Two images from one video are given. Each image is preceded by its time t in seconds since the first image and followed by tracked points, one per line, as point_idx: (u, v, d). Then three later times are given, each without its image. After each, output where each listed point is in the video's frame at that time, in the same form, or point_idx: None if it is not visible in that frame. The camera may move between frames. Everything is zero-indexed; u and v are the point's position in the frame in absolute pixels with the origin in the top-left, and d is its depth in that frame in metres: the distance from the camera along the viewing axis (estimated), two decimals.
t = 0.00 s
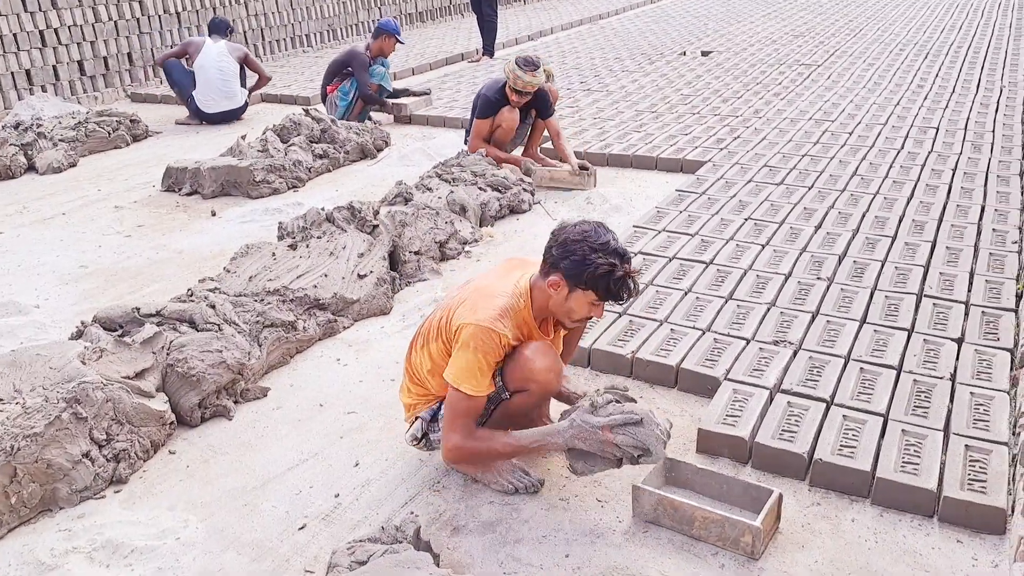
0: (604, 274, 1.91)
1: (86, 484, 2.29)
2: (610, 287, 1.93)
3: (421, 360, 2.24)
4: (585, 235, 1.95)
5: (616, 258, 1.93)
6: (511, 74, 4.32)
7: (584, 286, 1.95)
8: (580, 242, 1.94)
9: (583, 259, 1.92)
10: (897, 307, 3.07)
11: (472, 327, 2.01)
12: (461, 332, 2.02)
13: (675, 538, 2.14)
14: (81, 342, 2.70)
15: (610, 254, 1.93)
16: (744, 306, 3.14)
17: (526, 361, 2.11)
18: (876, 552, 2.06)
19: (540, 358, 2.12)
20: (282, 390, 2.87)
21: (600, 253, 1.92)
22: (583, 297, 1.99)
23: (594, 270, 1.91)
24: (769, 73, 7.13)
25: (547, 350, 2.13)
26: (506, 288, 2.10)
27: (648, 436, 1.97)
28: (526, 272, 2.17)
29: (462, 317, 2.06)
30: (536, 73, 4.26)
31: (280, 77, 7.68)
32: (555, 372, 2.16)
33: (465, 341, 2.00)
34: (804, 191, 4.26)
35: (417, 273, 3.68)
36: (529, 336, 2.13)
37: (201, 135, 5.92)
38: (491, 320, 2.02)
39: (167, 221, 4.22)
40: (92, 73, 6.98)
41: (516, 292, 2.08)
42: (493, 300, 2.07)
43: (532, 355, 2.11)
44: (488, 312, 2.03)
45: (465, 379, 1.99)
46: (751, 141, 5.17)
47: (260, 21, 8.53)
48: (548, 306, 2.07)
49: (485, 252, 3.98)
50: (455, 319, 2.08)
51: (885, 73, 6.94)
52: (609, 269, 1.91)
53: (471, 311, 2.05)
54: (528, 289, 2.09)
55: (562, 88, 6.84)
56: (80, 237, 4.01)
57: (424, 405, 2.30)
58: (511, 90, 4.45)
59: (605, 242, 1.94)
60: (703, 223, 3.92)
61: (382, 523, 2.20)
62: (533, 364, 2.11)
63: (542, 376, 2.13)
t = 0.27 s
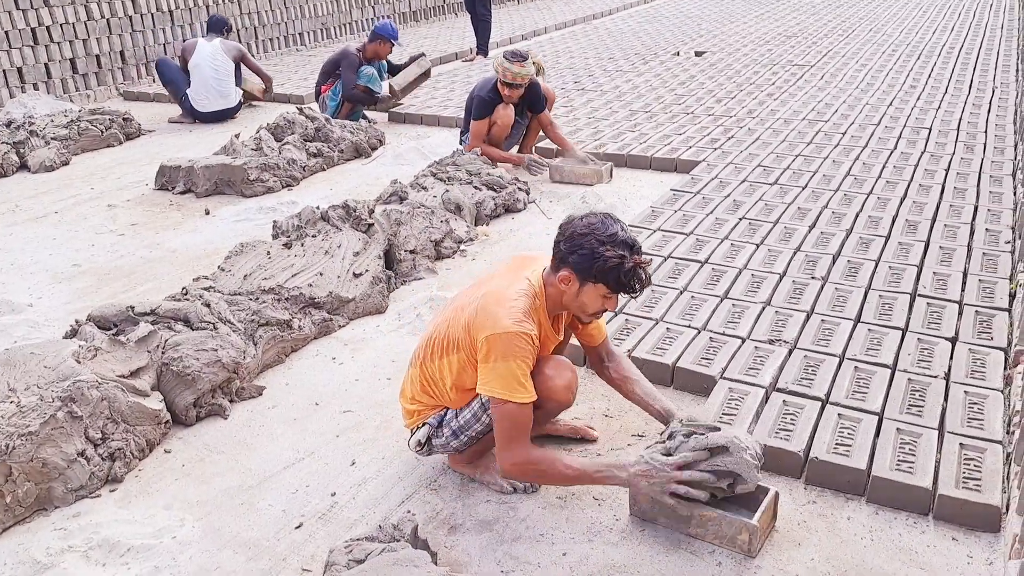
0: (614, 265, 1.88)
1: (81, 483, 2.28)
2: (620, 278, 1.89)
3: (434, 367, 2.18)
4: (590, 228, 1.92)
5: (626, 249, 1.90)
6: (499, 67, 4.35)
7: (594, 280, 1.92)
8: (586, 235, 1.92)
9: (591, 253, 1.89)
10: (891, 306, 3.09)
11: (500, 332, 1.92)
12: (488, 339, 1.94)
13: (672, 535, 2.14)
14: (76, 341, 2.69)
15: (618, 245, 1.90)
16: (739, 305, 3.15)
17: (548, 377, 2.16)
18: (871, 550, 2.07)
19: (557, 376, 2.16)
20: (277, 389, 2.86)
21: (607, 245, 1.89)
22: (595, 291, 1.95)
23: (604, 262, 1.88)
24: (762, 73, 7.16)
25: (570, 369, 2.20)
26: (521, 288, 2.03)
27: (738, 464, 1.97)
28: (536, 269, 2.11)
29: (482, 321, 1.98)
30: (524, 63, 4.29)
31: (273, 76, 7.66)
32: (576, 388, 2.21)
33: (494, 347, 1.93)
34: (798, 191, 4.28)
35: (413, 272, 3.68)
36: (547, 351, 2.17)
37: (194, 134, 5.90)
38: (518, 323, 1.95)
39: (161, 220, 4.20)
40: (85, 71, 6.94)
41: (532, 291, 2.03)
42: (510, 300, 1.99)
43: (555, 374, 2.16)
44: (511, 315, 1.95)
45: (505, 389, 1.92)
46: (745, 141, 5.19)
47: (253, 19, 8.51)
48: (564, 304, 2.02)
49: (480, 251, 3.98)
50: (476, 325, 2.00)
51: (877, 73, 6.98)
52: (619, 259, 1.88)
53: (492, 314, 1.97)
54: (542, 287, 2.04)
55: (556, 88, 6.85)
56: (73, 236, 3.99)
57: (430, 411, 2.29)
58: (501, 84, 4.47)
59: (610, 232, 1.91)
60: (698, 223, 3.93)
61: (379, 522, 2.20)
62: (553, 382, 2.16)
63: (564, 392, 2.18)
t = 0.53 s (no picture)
0: (622, 273, 1.82)
1: (78, 479, 2.27)
2: (632, 288, 1.83)
3: (449, 363, 2.18)
4: (601, 237, 1.87)
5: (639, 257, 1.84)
6: (498, 60, 4.35)
7: (606, 288, 1.87)
8: (594, 245, 1.86)
9: (600, 263, 1.84)
10: (886, 303, 3.11)
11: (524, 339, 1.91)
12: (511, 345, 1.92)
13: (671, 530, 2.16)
14: (71, 336, 2.67)
15: (628, 253, 1.83)
16: (736, 302, 3.17)
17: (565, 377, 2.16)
18: (868, 544, 2.09)
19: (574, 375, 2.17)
20: (274, 385, 2.86)
21: (617, 253, 1.83)
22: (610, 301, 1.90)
23: (613, 272, 1.83)
24: (756, 73, 7.19)
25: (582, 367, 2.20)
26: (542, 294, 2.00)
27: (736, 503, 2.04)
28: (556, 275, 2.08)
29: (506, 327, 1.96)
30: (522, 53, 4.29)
31: (267, 73, 7.64)
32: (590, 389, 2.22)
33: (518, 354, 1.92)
34: (793, 189, 4.30)
35: (409, 269, 3.68)
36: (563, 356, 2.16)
37: (188, 130, 5.87)
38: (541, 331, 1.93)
39: (155, 217, 4.19)
40: (77, 67, 6.91)
41: (551, 298, 2.00)
42: (532, 306, 1.97)
43: (573, 372, 2.16)
44: (532, 321, 1.93)
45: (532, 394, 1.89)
46: (739, 139, 5.21)
47: (247, 16, 8.48)
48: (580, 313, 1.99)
49: (477, 248, 3.98)
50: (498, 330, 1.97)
51: (870, 73, 7.01)
52: (626, 268, 1.82)
53: (514, 321, 1.95)
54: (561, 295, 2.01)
55: (551, 86, 6.86)
56: (67, 232, 3.97)
57: (437, 401, 2.29)
58: (500, 76, 4.47)
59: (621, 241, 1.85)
60: (694, 220, 3.94)
61: (378, 517, 2.20)
62: (570, 380, 2.17)
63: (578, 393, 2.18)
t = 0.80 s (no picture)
0: (660, 314, 1.87)
1: (65, 478, 2.26)
2: (660, 330, 1.89)
3: (445, 355, 2.16)
4: (648, 269, 1.88)
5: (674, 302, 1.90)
6: (475, 51, 4.43)
7: (636, 321, 1.91)
8: (643, 277, 1.87)
9: (642, 295, 1.86)
10: (877, 295, 3.11)
11: (528, 331, 1.92)
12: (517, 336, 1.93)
13: (662, 524, 2.16)
14: (59, 334, 2.65)
15: (668, 296, 1.88)
16: (727, 294, 3.16)
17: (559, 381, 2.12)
18: (858, 537, 2.09)
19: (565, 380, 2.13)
20: (264, 381, 2.85)
21: (660, 292, 1.87)
22: (629, 328, 1.96)
23: (651, 309, 1.86)
24: (747, 64, 7.17)
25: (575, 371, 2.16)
26: (552, 292, 2.01)
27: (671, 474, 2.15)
28: (569, 277, 2.09)
29: (513, 318, 1.96)
30: (496, 44, 4.35)
31: (256, 66, 7.59)
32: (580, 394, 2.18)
33: (521, 346, 1.92)
34: (783, 180, 4.29)
35: (400, 263, 3.67)
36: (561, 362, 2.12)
37: (177, 124, 5.83)
38: (546, 325, 1.94)
39: (144, 212, 4.16)
40: (65, 61, 6.84)
41: (564, 300, 2.01)
42: (542, 302, 1.98)
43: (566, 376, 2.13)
44: (539, 316, 1.94)
45: (525, 387, 1.88)
46: (731, 131, 5.20)
47: (235, 9, 8.41)
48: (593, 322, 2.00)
49: (467, 242, 3.97)
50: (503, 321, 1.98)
51: (861, 63, 7.01)
52: (666, 312, 1.87)
53: (523, 314, 1.95)
54: (576, 300, 2.02)
55: (542, 78, 6.83)
56: (55, 228, 3.94)
57: (428, 394, 2.28)
58: (477, 67, 4.54)
59: (666, 280, 1.88)
60: (685, 213, 3.94)
61: (368, 514, 2.19)
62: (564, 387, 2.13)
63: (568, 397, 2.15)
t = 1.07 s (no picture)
0: (645, 292, 1.88)
1: (62, 462, 2.25)
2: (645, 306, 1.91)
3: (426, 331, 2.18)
4: (636, 247, 1.90)
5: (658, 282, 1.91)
6: (459, 44, 4.38)
7: (620, 297, 1.91)
8: (632, 255, 1.89)
9: (629, 273, 1.88)
10: (874, 274, 3.11)
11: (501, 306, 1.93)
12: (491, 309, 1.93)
13: (659, 503, 2.16)
14: (53, 318, 2.63)
15: (655, 274, 1.89)
16: (724, 275, 3.16)
17: (537, 351, 2.03)
18: (856, 516, 2.10)
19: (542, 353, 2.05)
20: (261, 364, 2.84)
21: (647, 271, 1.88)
22: (614, 306, 1.96)
23: (638, 286, 1.88)
24: (743, 43, 7.13)
25: (554, 343, 2.07)
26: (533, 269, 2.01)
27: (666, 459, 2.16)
28: (552, 255, 2.08)
29: (489, 294, 1.97)
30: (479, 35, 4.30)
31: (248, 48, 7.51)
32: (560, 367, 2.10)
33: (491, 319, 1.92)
34: (780, 160, 4.28)
35: (395, 246, 3.65)
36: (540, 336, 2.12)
37: (169, 107, 5.77)
38: (520, 300, 1.94)
39: (137, 195, 4.13)
40: (55, 43, 6.76)
41: (547, 277, 2.01)
42: (522, 279, 1.98)
43: (543, 347, 2.04)
44: (515, 293, 1.95)
45: (481, 356, 1.91)
46: (727, 111, 5.18)
47: None
48: (575, 299, 2.00)
49: (463, 224, 3.95)
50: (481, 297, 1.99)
51: (858, 42, 6.97)
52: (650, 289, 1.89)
53: (498, 291, 1.97)
54: (559, 277, 2.02)
55: (537, 58, 6.78)
56: (48, 212, 3.90)
57: (419, 375, 2.30)
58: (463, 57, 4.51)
59: (652, 258, 1.90)
60: (681, 193, 3.92)
61: (367, 496, 2.20)
62: (539, 357, 2.04)
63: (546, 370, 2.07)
